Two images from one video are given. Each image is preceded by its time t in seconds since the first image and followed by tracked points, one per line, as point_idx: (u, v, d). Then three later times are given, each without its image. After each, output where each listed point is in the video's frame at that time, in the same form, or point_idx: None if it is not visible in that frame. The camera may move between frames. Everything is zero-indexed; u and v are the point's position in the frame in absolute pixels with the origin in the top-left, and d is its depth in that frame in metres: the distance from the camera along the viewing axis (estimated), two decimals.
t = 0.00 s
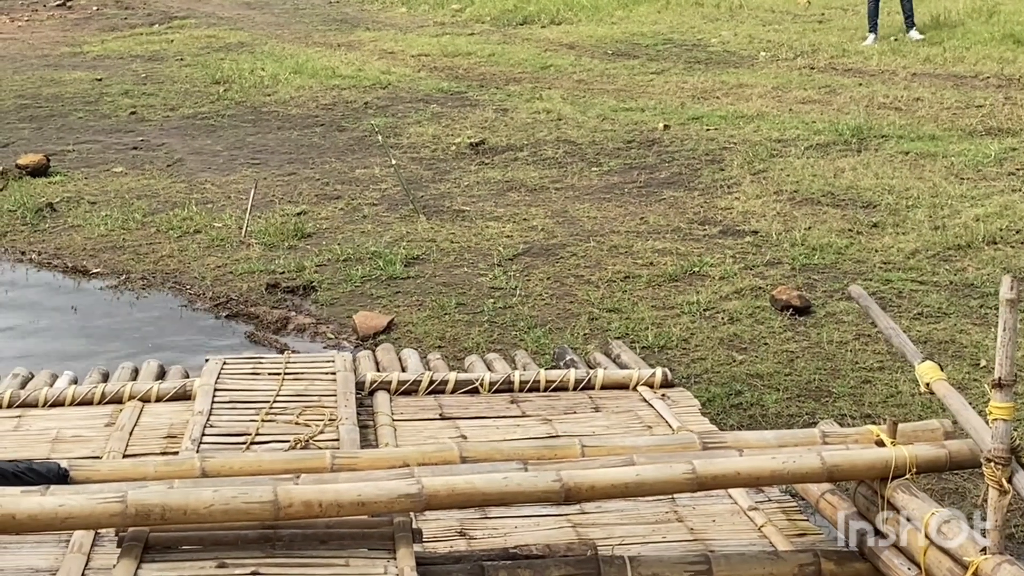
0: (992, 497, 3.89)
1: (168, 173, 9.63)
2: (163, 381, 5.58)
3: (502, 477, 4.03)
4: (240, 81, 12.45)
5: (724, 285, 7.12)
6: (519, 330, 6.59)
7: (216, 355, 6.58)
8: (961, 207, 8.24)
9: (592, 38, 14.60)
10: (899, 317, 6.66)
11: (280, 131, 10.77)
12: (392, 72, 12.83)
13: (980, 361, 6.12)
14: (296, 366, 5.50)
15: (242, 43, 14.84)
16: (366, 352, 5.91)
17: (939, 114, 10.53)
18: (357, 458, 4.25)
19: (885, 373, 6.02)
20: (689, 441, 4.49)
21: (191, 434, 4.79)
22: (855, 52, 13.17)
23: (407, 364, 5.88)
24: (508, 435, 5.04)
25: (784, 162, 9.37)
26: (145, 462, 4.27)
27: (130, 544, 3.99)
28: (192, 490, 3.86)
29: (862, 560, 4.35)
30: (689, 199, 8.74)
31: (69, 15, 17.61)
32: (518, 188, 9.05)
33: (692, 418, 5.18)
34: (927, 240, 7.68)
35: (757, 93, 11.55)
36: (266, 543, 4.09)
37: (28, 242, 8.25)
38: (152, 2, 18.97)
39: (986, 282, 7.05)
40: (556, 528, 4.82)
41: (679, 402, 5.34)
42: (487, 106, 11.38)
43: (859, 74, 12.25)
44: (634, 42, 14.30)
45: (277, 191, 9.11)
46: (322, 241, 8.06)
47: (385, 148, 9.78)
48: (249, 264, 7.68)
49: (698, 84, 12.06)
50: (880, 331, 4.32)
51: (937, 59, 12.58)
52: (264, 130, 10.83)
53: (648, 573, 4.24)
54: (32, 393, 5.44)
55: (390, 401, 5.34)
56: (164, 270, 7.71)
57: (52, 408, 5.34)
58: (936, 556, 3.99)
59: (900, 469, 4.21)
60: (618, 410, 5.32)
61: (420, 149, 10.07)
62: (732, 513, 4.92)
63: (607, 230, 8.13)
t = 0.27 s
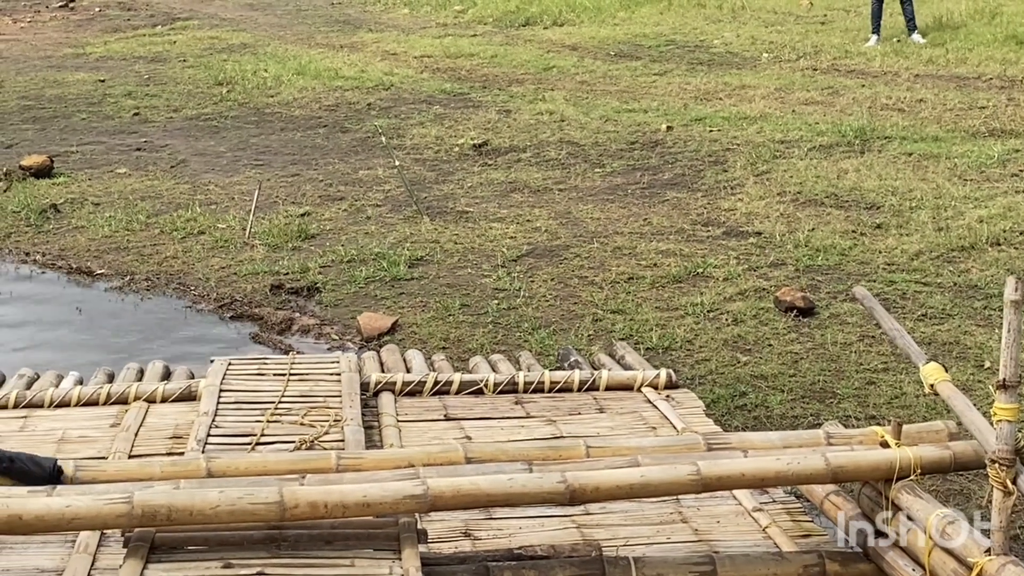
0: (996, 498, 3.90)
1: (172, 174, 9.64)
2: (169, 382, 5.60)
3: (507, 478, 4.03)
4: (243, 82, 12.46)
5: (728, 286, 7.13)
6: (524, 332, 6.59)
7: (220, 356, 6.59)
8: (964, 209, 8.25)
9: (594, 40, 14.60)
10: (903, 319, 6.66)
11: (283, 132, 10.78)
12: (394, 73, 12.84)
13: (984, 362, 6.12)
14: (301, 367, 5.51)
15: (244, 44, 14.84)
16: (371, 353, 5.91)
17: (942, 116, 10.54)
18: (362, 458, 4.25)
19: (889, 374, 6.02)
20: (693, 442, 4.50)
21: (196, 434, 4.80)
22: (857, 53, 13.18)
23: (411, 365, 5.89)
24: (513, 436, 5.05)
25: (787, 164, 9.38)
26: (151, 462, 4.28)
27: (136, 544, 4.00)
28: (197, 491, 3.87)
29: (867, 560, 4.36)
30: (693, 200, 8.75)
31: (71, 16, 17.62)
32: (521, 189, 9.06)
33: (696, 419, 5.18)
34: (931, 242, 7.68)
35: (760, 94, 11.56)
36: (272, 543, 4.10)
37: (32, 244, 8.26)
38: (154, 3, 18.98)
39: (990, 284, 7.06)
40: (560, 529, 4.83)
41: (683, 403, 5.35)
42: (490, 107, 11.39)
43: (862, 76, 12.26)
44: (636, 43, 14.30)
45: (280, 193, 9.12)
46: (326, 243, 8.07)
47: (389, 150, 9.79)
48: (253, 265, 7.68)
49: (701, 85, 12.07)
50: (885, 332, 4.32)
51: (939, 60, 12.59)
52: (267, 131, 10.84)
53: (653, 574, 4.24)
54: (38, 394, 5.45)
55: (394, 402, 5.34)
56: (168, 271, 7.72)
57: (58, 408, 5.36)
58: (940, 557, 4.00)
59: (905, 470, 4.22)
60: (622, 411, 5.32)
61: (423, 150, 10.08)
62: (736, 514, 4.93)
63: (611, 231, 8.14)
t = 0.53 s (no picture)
0: (1002, 500, 3.90)
1: (176, 175, 9.65)
2: (175, 383, 5.61)
3: (513, 479, 4.04)
4: (247, 83, 12.47)
5: (733, 287, 7.13)
6: (529, 333, 6.60)
7: (225, 357, 6.59)
8: (969, 210, 8.25)
9: (598, 41, 14.61)
10: (908, 320, 6.67)
11: (287, 133, 10.79)
12: (398, 74, 12.85)
13: (990, 364, 6.12)
14: (307, 368, 5.52)
15: (248, 45, 14.86)
16: (376, 354, 5.92)
17: (946, 117, 10.54)
18: (368, 459, 4.26)
19: (894, 376, 6.02)
20: (699, 444, 4.50)
21: (202, 435, 4.81)
22: (861, 55, 13.18)
23: (417, 366, 5.90)
24: (519, 436, 5.05)
25: (791, 165, 9.38)
26: (158, 463, 4.27)
27: (143, 544, 4.01)
28: (204, 492, 3.87)
29: (872, 562, 4.36)
30: (697, 201, 8.75)
31: (74, 17, 17.65)
32: (525, 190, 9.07)
33: (702, 421, 5.19)
34: (935, 243, 7.68)
35: (764, 95, 11.56)
36: (278, 544, 4.10)
37: (37, 244, 8.27)
38: (158, 4, 19.00)
39: (995, 285, 7.06)
40: (566, 530, 4.84)
41: (688, 404, 5.35)
42: (494, 108, 11.40)
43: (866, 77, 12.26)
44: (639, 44, 14.31)
45: (285, 193, 9.13)
46: (331, 244, 8.08)
47: (393, 151, 9.80)
48: (258, 266, 7.69)
49: (705, 86, 12.08)
50: (891, 334, 4.33)
51: (943, 61, 12.59)
52: (271, 132, 10.85)
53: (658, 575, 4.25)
54: (44, 395, 5.47)
55: (400, 402, 5.35)
56: (173, 272, 7.73)
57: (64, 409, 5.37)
58: (946, 559, 4.00)
59: (910, 471, 4.22)
60: (627, 412, 5.33)
61: (427, 151, 10.09)
62: (742, 515, 4.93)
63: (615, 232, 8.15)
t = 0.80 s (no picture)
0: (1010, 501, 3.89)
1: (182, 175, 9.66)
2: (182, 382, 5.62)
3: (520, 479, 4.04)
4: (252, 83, 12.48)
5: (739, 288, 7.13)
6: (535, 333, 6.60)
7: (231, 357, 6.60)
8: (975, 210, 8.25)
9: (603, 41, 14.61)
10: (915, 321, 6.66)
11: (293, 133, 10.80)
12: (403, 74, 12.86)
13: (997, 364, 6.12)
14: (313, 368, 5.52)
15: (254, 46, 14.87)
16: (383, 354, 5.93)
17: (952, 118, 10.53)
18: (375, 459, 4.26)
19: (901, 376, 6.02)
20: (706, 444, 4.49)
21: (209, 435, 4.82)
22: (866, 55, 13.18)
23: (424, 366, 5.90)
24: (526, 437, 5.06)
25: (797, 165, 9.38)
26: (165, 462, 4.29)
27: (150, 543, 4.01)
28: (211, 492, 3.88)
29: (879, 563, 4.36)
30: (703, 201, 8.75)
31: (79, 17, 17.67)
32: (531, 190, 9.07)
33: (708, 421, 5.19)
34: (942, 244, 7.68)
35: (769, 95, 11.56)
36: (284, 544, 4.10)
37: (43, 244, 8.28)
38: (162, 4, 19.01)
39: (1002, 286, 7.05)
40: (572, 530, 4.84)
41: (695, 404, 5.35)
42: (499, 108, 11.40)
43: (871, 77, 12.25)
44: (644, 45, 14.31)
45: (291, 193, 9.14)
46: (337, 244, 8.09)
47: (398, 151, 9.81)
48: (264, 266, 7.70)
49: (710, 87, 12.07)
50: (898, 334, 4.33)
51: (949, 62, 12.58)
52: (276, 132, 10.86)
53: None
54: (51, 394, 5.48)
55: (407, 403, 5.36)
56: (179, 272, 7.74)
57: (72, 409, 5.38)
58: (952, 560, 4.00)
59: (917, 472, 4.21)
60: (634, 412, 5.33)
61: (432, 151, 10.10)
62: (748, 516, 4.93)
63: (621, 232, 8.15)
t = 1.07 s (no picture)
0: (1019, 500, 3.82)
1: (190, 174, 9.67)
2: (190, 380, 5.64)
3: (528, 478, 4.03)
4: (259, 82, 12.49)
5: (748, 287, 7.13)
6: (543, 332, 6.60)
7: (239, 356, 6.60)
8: (983, 209, 8.24)
9: (609, 40, 14.60)
10: (923, 320, 6.65)
11: (300, 132, 10.80)
12: (409, 73, 12.86)
13: (1006, 364, 6.11)
14: (322, 366, 5.53)
15: (260, 44, 14.88)
16: (391, 352, 5.93)
17: (960, 117, 10.52)
18: (384, 457, 4.26)
19: (910, 376, 6.01)
20: (715, 443, 4.48)
21: (218, 433, 4.82)
22: (874, 54, 13.16)
23: (432, 365, 5.91)
24: (534, 435, 5.06)
25: (805, 164, 9.37)
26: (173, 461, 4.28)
27: (159, 541, 4.01)
28: (220, 490, 3.88)
29: (888, 562, 4.35)
30: (711, 201, 8.75)
31: (86, 16, 17.68)
32: (538, 189, 9.07)
33: (717, 420, 5.19)
34: (950, 243, 7.67)
35: (777, 95, 11.55)
36: (293, 542, 4.10)
37: (51, 243, 8.29)
38: (169, 3, 19.02)
39: (1011, 285, 7.04)
40: (581, 529, 4.84)
41: (704, 403, 5.35)
42: (506, 107, 11.40)
43: (878, 76, 12.24)
44: (651, 43, 14.30)
45: (298, 192, 9.15)
46: (344, 243, 8.09)
47: (406, 150, 9.81)
48: (272, 265, 7.71)
49: (717, 86, 12.07)
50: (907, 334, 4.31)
51: (956, 61, 12.56)
52: (283, 131, 10.86)
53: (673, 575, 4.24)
54: (60, 392, 5.50)
55: (415, 401, 5.36)
56: (187, 271, 7.74)
57: (81, 407, 5.40)
58: (962, 559, 3.99)
59: (926, 472, 4.20)
60: (643, 411, 5.33)
61: (439, 150, 10.10)
62: (757, 515, 4.93)
63: (629, 231, 8.14)
